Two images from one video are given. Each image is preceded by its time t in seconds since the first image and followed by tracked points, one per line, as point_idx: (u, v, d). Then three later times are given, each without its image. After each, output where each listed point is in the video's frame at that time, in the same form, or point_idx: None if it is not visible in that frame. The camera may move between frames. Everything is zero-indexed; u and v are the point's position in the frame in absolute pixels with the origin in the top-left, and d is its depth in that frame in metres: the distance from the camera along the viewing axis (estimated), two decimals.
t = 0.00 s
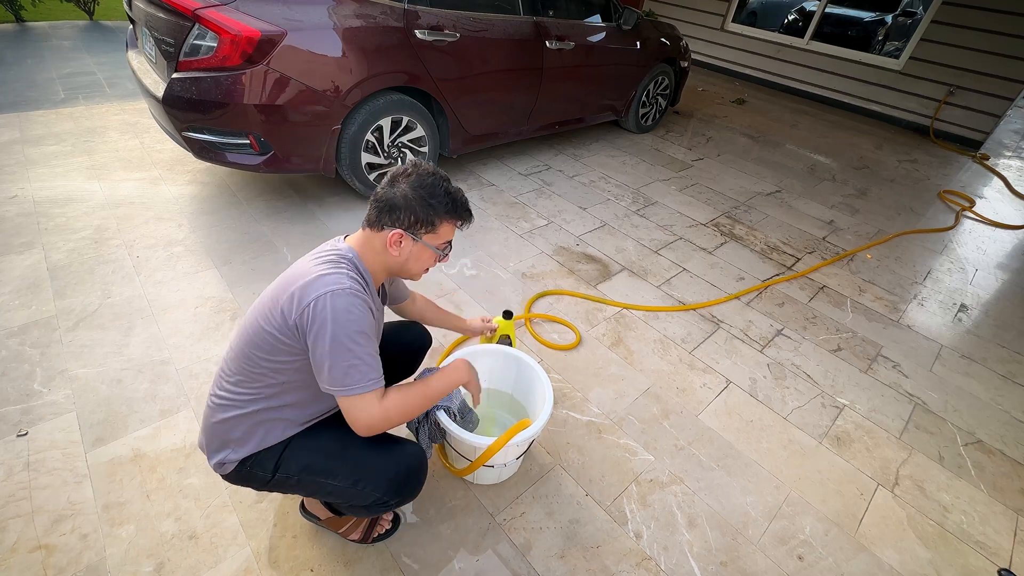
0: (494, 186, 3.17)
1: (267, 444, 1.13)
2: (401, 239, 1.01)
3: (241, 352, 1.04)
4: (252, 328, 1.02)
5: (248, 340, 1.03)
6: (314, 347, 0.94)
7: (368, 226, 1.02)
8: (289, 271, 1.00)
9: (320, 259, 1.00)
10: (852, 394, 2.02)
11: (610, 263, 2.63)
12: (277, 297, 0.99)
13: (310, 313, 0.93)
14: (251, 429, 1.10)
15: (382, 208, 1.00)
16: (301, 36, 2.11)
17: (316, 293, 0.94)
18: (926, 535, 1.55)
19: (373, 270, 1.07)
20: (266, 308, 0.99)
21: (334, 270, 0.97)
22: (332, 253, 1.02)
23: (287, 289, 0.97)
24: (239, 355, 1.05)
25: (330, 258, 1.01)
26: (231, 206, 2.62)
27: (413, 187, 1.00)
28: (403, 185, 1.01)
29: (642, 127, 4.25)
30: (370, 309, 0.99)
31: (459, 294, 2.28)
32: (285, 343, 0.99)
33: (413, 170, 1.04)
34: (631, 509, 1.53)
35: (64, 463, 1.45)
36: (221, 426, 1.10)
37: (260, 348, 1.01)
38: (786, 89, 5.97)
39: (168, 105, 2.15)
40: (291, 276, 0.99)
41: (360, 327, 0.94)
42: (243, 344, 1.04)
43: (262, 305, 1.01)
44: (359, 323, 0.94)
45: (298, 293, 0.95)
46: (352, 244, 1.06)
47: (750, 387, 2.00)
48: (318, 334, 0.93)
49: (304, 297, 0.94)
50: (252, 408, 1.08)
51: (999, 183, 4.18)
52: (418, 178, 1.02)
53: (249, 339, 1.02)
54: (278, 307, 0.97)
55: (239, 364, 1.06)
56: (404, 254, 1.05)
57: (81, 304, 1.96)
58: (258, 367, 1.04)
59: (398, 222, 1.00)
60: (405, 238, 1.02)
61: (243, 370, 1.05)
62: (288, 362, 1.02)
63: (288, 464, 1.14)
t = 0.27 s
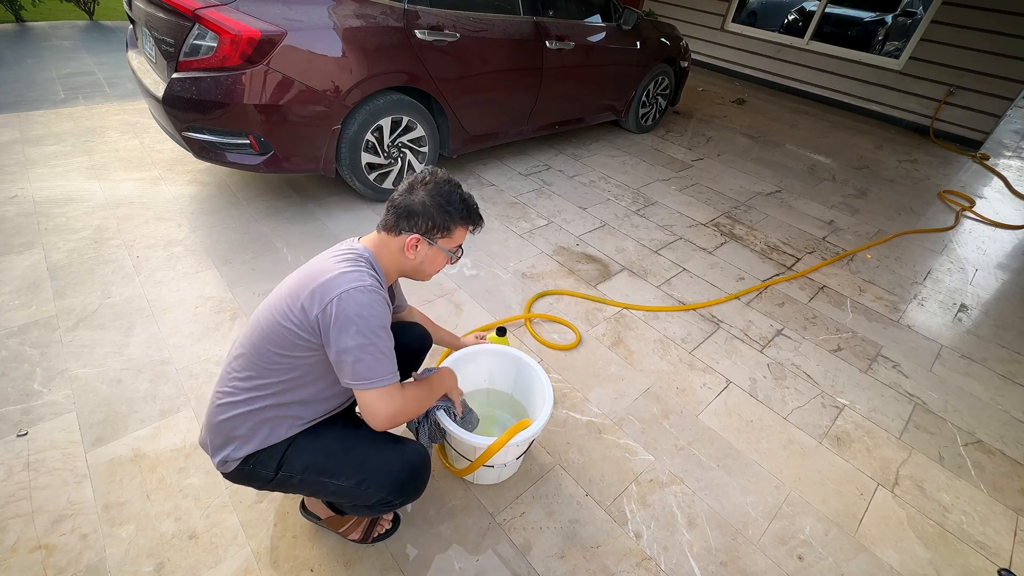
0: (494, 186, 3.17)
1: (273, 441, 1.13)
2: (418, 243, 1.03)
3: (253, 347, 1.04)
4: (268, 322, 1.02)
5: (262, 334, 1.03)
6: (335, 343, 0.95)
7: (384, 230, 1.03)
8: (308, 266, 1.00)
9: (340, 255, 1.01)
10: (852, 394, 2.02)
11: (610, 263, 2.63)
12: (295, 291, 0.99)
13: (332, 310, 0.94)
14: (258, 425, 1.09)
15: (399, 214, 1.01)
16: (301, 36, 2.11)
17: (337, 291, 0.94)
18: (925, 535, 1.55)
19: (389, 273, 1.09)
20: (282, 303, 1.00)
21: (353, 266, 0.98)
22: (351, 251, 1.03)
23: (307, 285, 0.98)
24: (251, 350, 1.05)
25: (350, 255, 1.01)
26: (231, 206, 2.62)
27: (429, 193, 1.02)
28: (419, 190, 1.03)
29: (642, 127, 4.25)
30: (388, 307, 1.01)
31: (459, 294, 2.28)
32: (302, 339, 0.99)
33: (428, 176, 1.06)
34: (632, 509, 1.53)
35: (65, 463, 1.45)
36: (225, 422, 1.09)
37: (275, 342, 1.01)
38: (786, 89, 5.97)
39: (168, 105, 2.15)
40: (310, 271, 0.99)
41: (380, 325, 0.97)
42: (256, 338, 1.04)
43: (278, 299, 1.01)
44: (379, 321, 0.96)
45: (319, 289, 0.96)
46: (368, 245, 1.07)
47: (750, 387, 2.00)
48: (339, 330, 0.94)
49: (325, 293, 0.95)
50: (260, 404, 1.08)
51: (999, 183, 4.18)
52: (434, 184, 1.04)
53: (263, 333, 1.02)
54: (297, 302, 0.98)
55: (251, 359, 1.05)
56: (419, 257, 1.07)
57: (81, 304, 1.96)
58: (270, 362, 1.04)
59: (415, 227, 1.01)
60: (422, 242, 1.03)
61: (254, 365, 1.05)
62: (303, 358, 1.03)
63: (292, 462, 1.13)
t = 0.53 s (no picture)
0: (494, 186, 3.17)
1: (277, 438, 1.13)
2: (422, 243, 1.03)
3: (260, 345, 1.05)
4: (274, 321, 1.02)
5: (268, 333, 1.03)
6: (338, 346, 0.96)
7: (389, 228, 1.04)
8: (314, 267, 1.00)
9: (347, 257, 1.01)
10: (852, 394, 2.02)
11: (610, 263, 2.63)
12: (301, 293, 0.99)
13: (337, 313, 0.94)
14: (262, 422, 1.10)
15: (404, 212, 1.02)
16: (301, 36, 2.11)
17: (343, 294, 0.94)
18: (925, 535, 1.55)
19: (395, 272, 1.09)
20: (289, 303, 1.00)
21: (361, 270, 0.98)
22: (358, 253, 1.03)
23: (312, 287, 0.97)
24: (258, 347, 1.05)
25: (356, 258, 1.01)
26: (231, 206, 2.62)
27: (434, 193, 1.02)
28: (425, 190, 1.03)
29: (642, 127, 4.25)
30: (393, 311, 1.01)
31: (459, 294, 2.29)
32: (307, 340, 1.00)
33: (434, 176, 1.06)
34: (632, 509, 1.53)
35: (65, 463, 1.45)
36: (230, 419, 1.09)
37: (281, 341, 1.02)
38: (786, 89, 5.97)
39: (168, 105, 2.15)
40: (316, 272, 0.99)
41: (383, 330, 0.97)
42: (262, 336, 1.04)
43: (284, 299, 1.01)
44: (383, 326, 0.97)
45: (325, 291, 0.96)
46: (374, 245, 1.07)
47: (749, 387, 2.00)
48: (343, 333, 0.94)
49: (331, 296, 0.95)
50: (265, 402, 1.08)
51: (999, 183, 4.18)
52: (440, 184, 1.04)
53: (269, 332, 1.03)
54: (303, 304, 0.98)
55: (257, 357, 1.06)
56: (423, 257, 1.07)
57: (80, 304, 1.96)
58: (276, 361, 1.04)
59: (419, 227, 1.01)
60: (426, 242, 1.04)
61: (261, 363, 1.06)
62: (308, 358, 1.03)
63: (298, 460, 1.13)
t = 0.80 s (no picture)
0: (494, 186, 3.16)
1: (273, 434, 1.13)
2: (415, 249, 1.01)
3: (254, 348, 1.05)
4: (267, 326, 1.02)
5: (262, 338, 1.03)
6: (326, 356, 0.96)
7: (385, 232, 1.02)
8: (306, 275, 1.00)
9: (339, 266, 1.00)
10: (852, 394, 2.02)
11: (610, 263, 2.63)
12: (292, 301, 0.99)
13: (325, 324, 0.94)
14: (258, 419, 1.10)
15: (399, 216, 1.00)
16: (300, 36, 2.11)
17: (331, 305, 0.94)
18: (925, 536, 1.55)
19: (391, 280, 1.08)
20: (281, 310, 1.00)
21: (353, 281, 0.97)
22: (351, 262, 1.02)
23: (304, 296, 0.97)
24: (252, 350, 1.06)
25: (349, 267, 1.00)
26: (231, 206, 2.62)
27: (430, 198, 0.99)
28: (422, 194, 1.00)
29: (642, 127, 4.25)
30: (383, 321, 1.00)
31: (459, 294, 2.29)
32: (298, 346, 1.00)
33: (434, 179, 1.03)
34: (632, 509, 1.53)
35: (65, 463, 1.45)
36: (228, 413, 1.10)
37: (274, 346, 1.02)
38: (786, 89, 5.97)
39: (168, 105, 2.15)
40: (308, 280, 0.99)
41: (370, 342, 0.97)
42: (256, 340, 1.05)
43: (277, 305, 1.01)
44: (372, 337, 0.97)
45: (315, 301, 0.95)
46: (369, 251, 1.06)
47: (749, 387, 2.00)
48: (331, 344, 0.95)
49: (320, 306, 0.95)
50: (261, 400, 1.09)
51: (999, 183, 4.18)
52: (439, 188, 1.00)
53: (263, 337, 1.03)
54: (294, 312, 0.98)
55: (252, 359, 1.06)
56: (418, 263, 1.05)
57: (80, 304, 1.96)
58: (269, 363, 1.04)
59: (413, 232, 0.99)
60: (419, 248, 1.01)
61: (255, 366, 1.06)
62: (300, 363, 1.04)
63: (293, 456, 1.13)
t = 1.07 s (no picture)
0: (493, 186, 3.16)
1: (263, 425, 1.17)
2: (394, 273, 0.96)
3: (237, 349, 1.08)
4: (245, 330, 1.04)
5: (242, 341, 1.06)
6: (290, 365, 0.96)
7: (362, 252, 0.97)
8: (277, 285, 1.00)
9: (307, 277, 0.99)
10: (852, 394, 2.02)
11: (610, 263, 2.63)
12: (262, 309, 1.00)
13: (286, 335, 0.94)
14: (246, 414, 1.14)
15: (375, 240, 0.94)
16: (301, 36, 2.11)
17: (292, 317, 0.94)
18: (925, 536, 1.55)
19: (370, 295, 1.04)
20: (254, 317, 1.01)
21: (315, 292, 0.96)
22: (322, 273, 1.01)
23: (270, 305, 0.98)
24: (236, 350, 1.09)
25: (317, 278, 0.99)
26: (231, 206, 2.62)
27: (409, 222, 0.91)
28: (401, 216, 0.92)
29: (642, 127, 4.25)
30: (349, 332, 0.99)
31: (459, 294, 2.29)
32: (270, 351, 1.02)
33: (416, 197, 0.94)
34: (632, 509, 1.53)
35: (65, 463, 1.45)
36: (220, 406, 1.14)
37: (251, 350, 1.04)
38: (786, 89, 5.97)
39: (168, 105, 2.15)
40: (276, 290, 0.99)
41: (333, 354, 0.96)
42: (238, 341, 1.07)
43: (253, 312, 1.03)
44: (335, 348, 0.96)
45: (278, 311, 0.95)
46: (343, 262, 1.03)
47: (749, 387, 2.00)
48: (292, 355, 0.95)
49: (281, 317, 0.95)
50: (247, 395, 1.11)
51: (999, 183, 4.18)
52: (420, 210, 0.91)
53: (242, 340, 1.06)
54: (263, 321, 0.99)
55: (236, 358, 1.09)
56: (397, 284, 0.99)
57: (80, 304, 1.96)
58: (247, 363, 1.07)
59: (390, 257, 0.93)
60: (398, 272, 0.96)
61: (238, 366, 1.09)
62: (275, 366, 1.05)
63: (280, 444, 1.16)
